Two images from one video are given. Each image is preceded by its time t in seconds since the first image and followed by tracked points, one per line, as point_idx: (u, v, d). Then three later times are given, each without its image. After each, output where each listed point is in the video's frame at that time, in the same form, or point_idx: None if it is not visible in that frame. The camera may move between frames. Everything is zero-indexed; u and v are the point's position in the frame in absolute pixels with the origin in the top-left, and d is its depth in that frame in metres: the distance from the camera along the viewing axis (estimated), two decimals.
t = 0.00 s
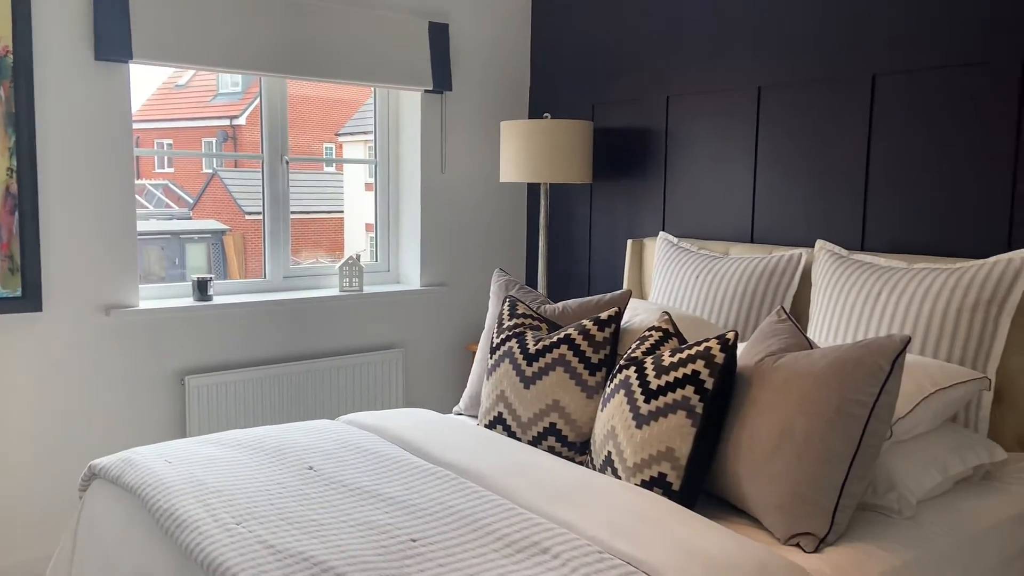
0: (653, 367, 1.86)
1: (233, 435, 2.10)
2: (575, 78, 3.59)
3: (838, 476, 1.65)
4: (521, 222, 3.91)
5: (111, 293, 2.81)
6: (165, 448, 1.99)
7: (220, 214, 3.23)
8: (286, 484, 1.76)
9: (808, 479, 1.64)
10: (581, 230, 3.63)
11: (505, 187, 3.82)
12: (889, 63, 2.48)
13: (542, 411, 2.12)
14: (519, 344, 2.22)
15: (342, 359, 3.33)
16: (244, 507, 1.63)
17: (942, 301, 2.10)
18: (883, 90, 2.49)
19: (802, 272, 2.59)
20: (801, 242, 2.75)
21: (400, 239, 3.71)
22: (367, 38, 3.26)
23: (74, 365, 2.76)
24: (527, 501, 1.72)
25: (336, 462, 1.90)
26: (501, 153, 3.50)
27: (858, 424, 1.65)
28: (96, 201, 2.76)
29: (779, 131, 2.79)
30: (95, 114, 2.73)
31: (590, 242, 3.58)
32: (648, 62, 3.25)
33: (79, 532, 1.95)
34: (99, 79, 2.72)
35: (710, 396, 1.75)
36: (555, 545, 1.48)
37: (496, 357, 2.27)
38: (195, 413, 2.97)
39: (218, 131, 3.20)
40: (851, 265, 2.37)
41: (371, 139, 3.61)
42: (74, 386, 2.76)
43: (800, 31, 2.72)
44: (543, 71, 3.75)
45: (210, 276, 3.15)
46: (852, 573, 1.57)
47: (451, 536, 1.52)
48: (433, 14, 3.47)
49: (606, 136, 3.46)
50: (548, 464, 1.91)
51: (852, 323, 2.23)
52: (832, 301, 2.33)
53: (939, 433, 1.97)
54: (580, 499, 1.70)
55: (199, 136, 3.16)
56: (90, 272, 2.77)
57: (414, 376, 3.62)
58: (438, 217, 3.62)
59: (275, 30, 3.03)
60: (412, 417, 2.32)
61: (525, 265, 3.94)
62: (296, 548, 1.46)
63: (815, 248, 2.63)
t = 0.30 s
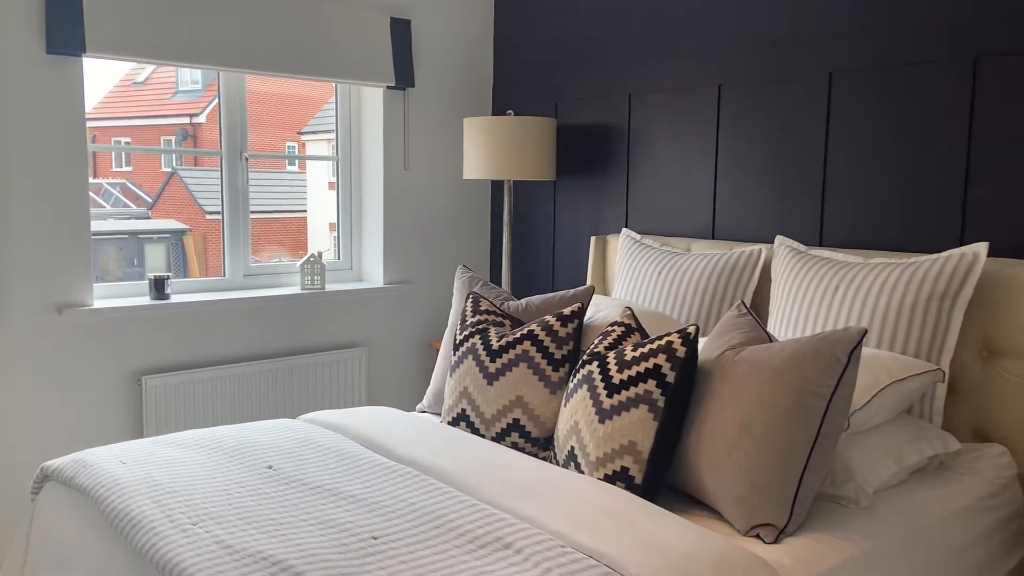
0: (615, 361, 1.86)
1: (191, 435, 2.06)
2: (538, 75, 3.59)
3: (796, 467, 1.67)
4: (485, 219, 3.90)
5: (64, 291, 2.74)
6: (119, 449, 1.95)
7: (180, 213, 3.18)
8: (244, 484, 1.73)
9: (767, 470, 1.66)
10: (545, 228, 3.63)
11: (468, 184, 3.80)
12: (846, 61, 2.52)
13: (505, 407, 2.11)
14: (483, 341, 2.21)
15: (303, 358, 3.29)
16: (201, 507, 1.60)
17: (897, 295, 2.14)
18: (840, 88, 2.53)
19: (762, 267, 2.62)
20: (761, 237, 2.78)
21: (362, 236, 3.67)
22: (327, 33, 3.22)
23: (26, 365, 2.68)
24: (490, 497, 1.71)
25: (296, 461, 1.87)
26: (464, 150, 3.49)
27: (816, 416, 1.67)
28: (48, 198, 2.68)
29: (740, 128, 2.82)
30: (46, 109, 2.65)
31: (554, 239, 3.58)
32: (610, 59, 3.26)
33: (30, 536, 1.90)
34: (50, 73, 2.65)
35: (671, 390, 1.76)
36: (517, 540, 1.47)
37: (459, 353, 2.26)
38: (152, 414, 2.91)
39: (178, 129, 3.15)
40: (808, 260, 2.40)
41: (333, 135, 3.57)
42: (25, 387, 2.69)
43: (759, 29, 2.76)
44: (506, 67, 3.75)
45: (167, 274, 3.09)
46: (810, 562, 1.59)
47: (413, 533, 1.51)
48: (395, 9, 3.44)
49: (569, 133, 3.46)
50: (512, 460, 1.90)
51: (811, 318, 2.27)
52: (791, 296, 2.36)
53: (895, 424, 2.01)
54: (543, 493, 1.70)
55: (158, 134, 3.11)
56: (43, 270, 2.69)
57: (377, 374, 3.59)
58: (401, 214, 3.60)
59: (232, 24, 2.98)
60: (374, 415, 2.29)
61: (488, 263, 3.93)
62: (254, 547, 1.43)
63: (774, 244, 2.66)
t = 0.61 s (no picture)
0: (581, 356, 1.86)
1: (149, 436, 2.02)
2: (503, 72, 3.58)
3: (759, 459, 1.68)
4: (451, 216, 3.88)
5: (18, 291, 2.66)
6: (74, 450, 1.90)
7: (140, 213, 3.11)
8: (204, 484, 1.69)
9: (731, 463, 1.67)
10: (511, 225, 3.62)
11: (433, 182, 3.78)
12: (806, 59, 2.55)
13: (470, 404, 2.10)
14: (448, 337, 2.20)
15: (266, 357, 3.24)
16: (158, 508, 1.56)
17: (857, 289, 2.18)
18: (801, 85, 2.56)
19: (726, 263, 2.64)
20: (724, 233, 2.80)
21: (326, 234, 3.63)
22: (289, 28, 3.17)
23: None
24: (455, 494, 1.70)
25: (257, 461, 1.84)
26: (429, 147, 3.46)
27: (779, 408, 1.68)
28: None
29: (703, 125, 2.84)
30: None
31: (520, 237, 3.58)
32: (575, 56, 3.27)
33: None
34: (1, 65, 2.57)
35: (636, 384, 1.76)
36: (482, 536, 1.46)
37: (424, 350, 2.24)
38: (110, 415, 2.85)
39: (137, 128, 3.09)
40: (770, 255, 2.43)
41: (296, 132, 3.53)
42: None
43: (721, 26, 2.78)
44: (471, 64, 3.73)
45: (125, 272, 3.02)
46: (773, 553, 1.60)
47: (376, 531, 1.49)
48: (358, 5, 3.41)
49: (534, 130, 3.46)
50: (477, 456, 1.89)
51: (773, 312, 2.29)
52: (753, 291, 2.38)
53: (855, 416, 2.04)
54: (508, 489, 1.69)
55: (117, 133, 3.04)
56: None
57: (342, 373, 3.55)
58: (366, 212, 3.56)
59: (191, 17, 2.93)
60: (338, 414, 2.27)
61: (454, 260, 3.91)
62: (213, 548, 1.40)
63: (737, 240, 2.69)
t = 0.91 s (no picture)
0: (542, 354, 1.86)
1: (101, 439, 1.97)
2: (465, 70, 3.56)
3: (719, 455, 1.69)
4: (413, 215, 3.85)
5: None
6: (22, 455, 1.84)
7: (95, 212, 3.05)
8: (156, 488, 1.65)
9: (691, 459, 1.68)
10: (473, 224, 3.61)
11: (394, 180, 3.75)
12: (763, 59, 2.58)
13: (432, 404, 2.08)
14: (409, 337, 2.18)
15: (225, 359, 3.19)
16: (109, 513, 1.52)
17: (814, 286, 2.21)
18: (759, 84, 2.59)
19: (687, 261, 2.66)
20: (685, 231, 2.82)
21: (285, 233, 3.57)
22: (246, 23, 3.12)
23: None
24: (415, 494, 1.68)
25: (212, 464, 1.80)
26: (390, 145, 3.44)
27: (738, 404, 1.70)
28: None
29: (663, 124, 2.85)
30: None
31: (483, 235, 3.57)
32: (536, 55, 3.27)
33: None
34: None
35: (597, 382, 1.76)
36: (442, 536, 1.45)
37: (385, 350, 2.22)
38: (61, 419, 2.78)
39: (91, 126, 3.01)
40: (729, 252, 2.45)
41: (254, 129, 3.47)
42: None
43: (681, 25, 2.79)
44: (432, 61, 3.71)
45: (76, 272, 2.95)
46: (733, 548, 1.61)
47: (334, 533, 1.47)
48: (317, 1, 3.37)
49: (496, 128, 3.45)
50: (438, 456, 1.88)
51: (733, 309, 2.31)
52: (713, 288, 2.40)
53: (812, 411, 2.07)
54: (469, 488, 1.68)
55: (70, 130, 2.97)
56: None
57: (302, 374, 3.51)
58: (326, 211, 3.52)
59: (144, 11, 2.86)
60: (296, 415, 2.23)
61: (416, 259, 3.89)
62: (166, 553, 1.37)
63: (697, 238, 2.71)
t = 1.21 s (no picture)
0: (510, 351, 1.85)
1: (58, 441, 1.92)
2: (432, 67, 3.54)
3: (686, 450, 1.70)
4: (380, 213, 3.82)
5: None
6: None
7: (55, 212, 2.98)
8: (116, 491, 1.61)
9: (659, 454, 1.69)
10: (441, 222, 3.59)
11: (361, 178, 3.72)
12: (728, 57, 2.60)
13: (399, 402, 2.06)
14: (376, 334, 2.15)
15: (187, 359, 3.13)
16: (66, 515, 1.48)
17: (779, 282, 2.23)
18: (724, 82, 2.61)
19: (654, 258, 2.67)
20: (652, 228, 2.83)
21: (250, 232, 3.52)
22: (209, 18, 3.07)
23: None
24: (382, 492, 1.66)
25: (174, 465, 1.76)
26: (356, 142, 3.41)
27: (705, 398, 1.70)
28: None
29: (630, 122, 2.86)
30: None
31: (451, 233, 3.55)
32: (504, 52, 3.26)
33: None
34: None
35: (565, 378, 1.76)
36: (409, 535, 1.43)
37: (351, 349, 2.19)
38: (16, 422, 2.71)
39: (51, 124, 2.94)
40: (696, 248, 2.46)
41: (218, 126, 3.41)
42: None
43: (648, 23, 2.80)
44: (399, 58, 3.68)
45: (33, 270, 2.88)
46: (700, 542, 1.62)
47: (299, 533, 1.44)
48: None
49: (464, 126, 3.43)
50: (405, 454, 1.86)
51: (700, 306, 2.33)
52: (680, 285, 2.41)
53: (778, 406, 2.09)
54: (437, 486, 1.67)
55: (29, 128, 2.89)
56: None
57: (267, 374, 3.46)
58: (291, 209, 3.48)
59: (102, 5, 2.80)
60: (261, 415, 2.20)
61: (383, 258, 3.86)
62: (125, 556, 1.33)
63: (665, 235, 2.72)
